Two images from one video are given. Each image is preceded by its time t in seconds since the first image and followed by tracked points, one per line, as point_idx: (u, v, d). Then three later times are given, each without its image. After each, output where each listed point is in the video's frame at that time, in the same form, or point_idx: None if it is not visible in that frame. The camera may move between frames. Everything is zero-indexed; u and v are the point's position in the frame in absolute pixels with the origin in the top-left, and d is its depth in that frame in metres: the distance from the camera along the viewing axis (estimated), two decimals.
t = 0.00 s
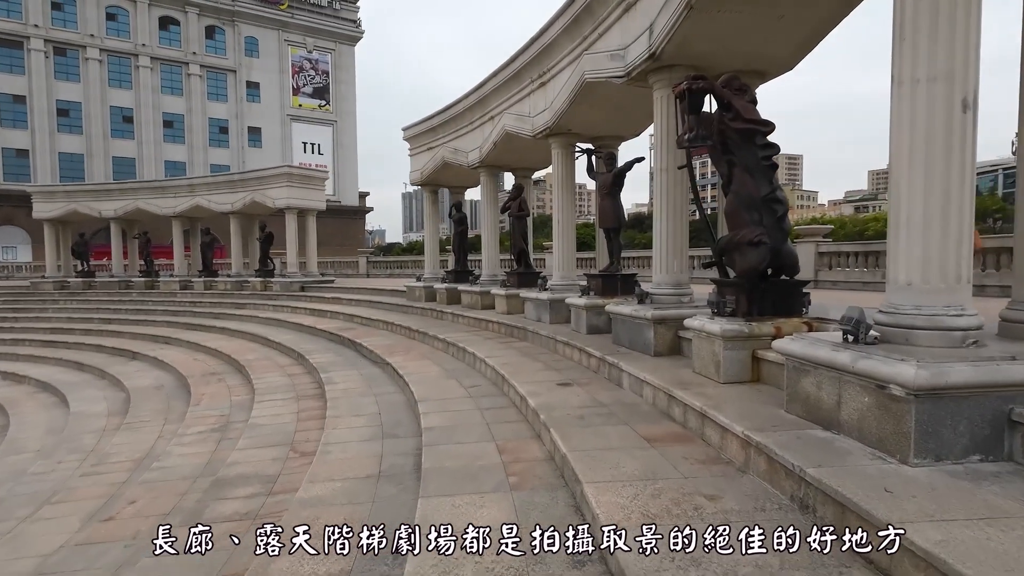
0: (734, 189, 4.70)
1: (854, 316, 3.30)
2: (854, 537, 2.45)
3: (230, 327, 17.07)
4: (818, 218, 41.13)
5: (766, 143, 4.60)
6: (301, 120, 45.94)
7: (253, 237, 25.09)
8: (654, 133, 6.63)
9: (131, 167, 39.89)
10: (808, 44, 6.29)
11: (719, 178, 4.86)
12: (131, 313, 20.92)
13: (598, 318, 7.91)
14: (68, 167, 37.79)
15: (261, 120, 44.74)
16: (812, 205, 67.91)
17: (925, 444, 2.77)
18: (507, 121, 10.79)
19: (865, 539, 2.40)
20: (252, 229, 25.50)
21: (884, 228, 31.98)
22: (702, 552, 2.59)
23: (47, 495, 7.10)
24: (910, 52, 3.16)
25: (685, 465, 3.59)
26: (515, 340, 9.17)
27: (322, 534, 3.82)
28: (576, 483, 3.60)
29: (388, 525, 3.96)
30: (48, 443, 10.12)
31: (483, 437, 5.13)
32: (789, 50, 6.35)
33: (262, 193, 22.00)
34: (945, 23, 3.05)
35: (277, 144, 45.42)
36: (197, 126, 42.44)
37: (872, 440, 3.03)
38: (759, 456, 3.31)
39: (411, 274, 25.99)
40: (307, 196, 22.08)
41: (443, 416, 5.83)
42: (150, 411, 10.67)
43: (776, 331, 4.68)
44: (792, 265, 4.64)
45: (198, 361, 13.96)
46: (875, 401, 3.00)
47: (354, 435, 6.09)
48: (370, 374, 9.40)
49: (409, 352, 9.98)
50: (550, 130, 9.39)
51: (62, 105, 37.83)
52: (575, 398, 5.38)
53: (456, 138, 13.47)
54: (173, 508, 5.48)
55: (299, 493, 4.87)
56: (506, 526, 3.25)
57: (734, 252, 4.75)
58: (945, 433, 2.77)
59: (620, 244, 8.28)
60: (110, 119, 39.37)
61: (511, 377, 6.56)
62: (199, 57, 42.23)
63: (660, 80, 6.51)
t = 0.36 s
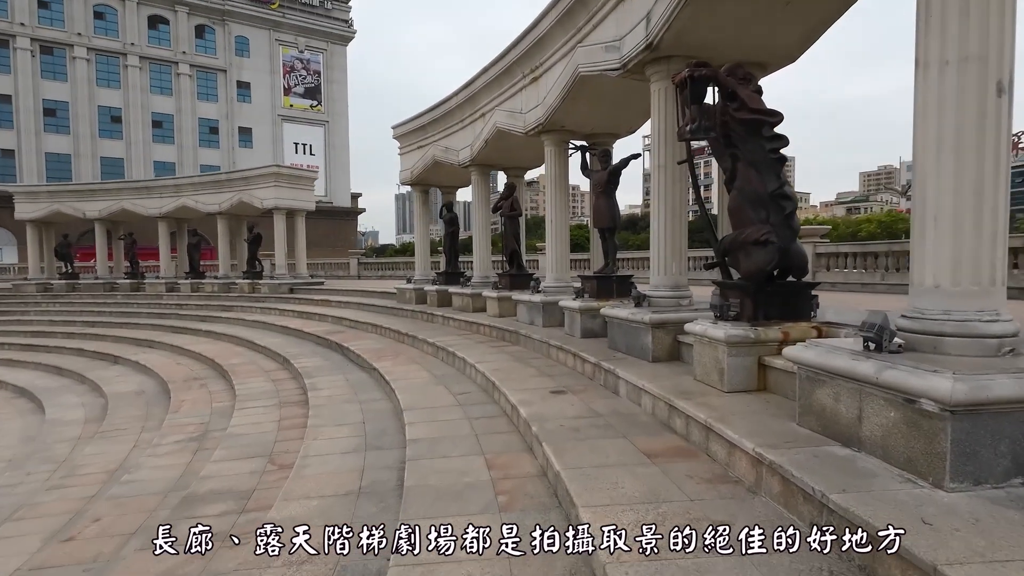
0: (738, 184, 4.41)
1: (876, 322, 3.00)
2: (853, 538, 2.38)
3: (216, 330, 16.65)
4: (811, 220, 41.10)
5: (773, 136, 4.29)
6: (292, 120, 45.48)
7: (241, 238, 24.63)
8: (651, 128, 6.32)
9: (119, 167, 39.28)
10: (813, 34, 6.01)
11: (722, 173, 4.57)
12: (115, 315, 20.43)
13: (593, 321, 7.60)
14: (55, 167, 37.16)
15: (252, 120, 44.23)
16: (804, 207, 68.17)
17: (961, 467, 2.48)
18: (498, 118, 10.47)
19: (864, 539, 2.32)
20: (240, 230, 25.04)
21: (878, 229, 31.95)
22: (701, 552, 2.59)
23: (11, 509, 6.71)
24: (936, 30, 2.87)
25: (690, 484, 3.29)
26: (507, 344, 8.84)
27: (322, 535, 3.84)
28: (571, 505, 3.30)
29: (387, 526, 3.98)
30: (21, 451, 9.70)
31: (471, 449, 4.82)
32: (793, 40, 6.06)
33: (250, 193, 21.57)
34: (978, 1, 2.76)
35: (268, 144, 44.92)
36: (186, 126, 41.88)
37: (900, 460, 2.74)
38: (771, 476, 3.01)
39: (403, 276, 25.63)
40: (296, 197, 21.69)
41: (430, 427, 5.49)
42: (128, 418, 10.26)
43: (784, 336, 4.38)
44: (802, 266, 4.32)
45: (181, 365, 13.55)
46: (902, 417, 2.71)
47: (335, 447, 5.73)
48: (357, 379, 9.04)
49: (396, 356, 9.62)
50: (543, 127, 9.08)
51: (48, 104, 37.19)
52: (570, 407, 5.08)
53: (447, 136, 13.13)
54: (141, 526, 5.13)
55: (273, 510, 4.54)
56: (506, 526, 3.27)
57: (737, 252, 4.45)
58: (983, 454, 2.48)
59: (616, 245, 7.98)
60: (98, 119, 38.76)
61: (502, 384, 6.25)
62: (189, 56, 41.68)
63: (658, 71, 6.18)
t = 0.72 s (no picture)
0: (739, 180, 4.13)
1: (898, 329, 2.72)
2: None
3: (201, 331, 16.24)
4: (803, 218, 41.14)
5: (778, 126, 4.02)
6: (282, 117, 44.93)
7: (228, 237, 24.18)
8: (646, 121, 6.03)
9: (105, 165, 38.59)
10: (817, 23, 5.74)
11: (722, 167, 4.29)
12: (97, 316, 19.95)
13: (585, 323, 7.31)
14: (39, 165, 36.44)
15: (241, 118, 43.63)
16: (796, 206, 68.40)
17: (999, 494, 2.21)
18: (488, 113, 10.15)
19: None
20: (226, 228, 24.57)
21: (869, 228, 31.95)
22: None
23: None
24: (966, 6, 2.59)
25: (692, 506, 3.00)
26: (497, 347, 8.53)
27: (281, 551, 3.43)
28: (561, 531, 2.99)
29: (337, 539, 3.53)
30: None
31: (456, 461, 4.52)
32: (796, 30, 5.79)
33: (236, 191, 21.14)
34: None
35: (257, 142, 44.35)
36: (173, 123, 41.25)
37: (926, 484, 2.47)
38: (782, 499, 2.72)
39: (393, 275, 25.26)
40: (283, 195, 21.27)
41: (412, 436, 5.17)
42: (104, 423, 9.88)
43: (789, 341, 4.11)
44: (809, 267, 4.04)
45: (162, 367, 13.15)
46: (929, 436, 2.43)
47: (312, 457, 5.40)
48: (340, 383, 8.70)
49: (382, 359, 9.29)
50: (534, 121, 8.78)
51: (32, 100, 36.47)
52: (561, 416, 4.79)
53: (435, 131, 12.80)
54: (102, 545, 4.78)
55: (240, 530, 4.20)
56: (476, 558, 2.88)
57: (739, 251, 4.16)
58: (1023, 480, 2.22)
59: (609, 244, 7.69)
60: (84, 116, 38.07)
61: (490, 390, 5.95)
62: (176, 52, 41.03)
63: (653, 61, 5.90)
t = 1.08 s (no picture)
0: (743, 173, 3.90)
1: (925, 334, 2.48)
2: None
3: (182, 330, 15.82)
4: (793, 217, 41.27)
5: (785, 116, 3.78)
6: (268, 113, 44.29)
7: (211, 234, 23.68)
8: (642, 113, 5.79)
9: (86, 160, 37.79)
10: (819, 13, 5.54)
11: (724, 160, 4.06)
12: (76, 314, 19.43)
13: (578, 323, 7.06)
14: (18, 160, 35.60)
15: (227, 113, 42.92)
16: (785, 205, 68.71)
17: None
18: (477, 107, 9.87)
19: None
20: (210, 225, 24.07)
21: (858, 227, 32.08)
22: None
23: None
24: None
25: (699, 527, 2.76)
26: (486, 347, 8.25)
27: None
28: (555, 554, 2.74)
29: None
30: None
31: (442, 471, 4.25)
32: (798, 20, 5.58)
33: (219, 187, 20.67)
34: None
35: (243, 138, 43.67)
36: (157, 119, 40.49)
37: (959, 505, 2.24)
38: (798, 521, 2.48)
39: (381, 273, 24.88)
40: (268, 191, 20.83)
41: (397, 445, 4.88)
42: (78, 427, 9.50)
43: (796, 343, 3.87)
44: (818, 265, 3.80)
45: (141, 369, 12.75)
46: (963, 453, 2.20)
47: (290, 467, 5.10)
48: (324, 386, 8.38)
49: (367, 360, 8.97)
50: (524, 115, 8.51)
51: (11, 94, 35.61)
52: (553, 422, 4.54)
53: (423, 126, 12.49)
54: (63, 563, 4.46)
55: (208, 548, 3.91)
56: None
57: (743, 249, 3.92)
58: None
59: (603, 241, 7.45)
60: (65, 110, 37.25)
61: (479, 394, 5.68)
62: (160, 47, 40.28)
63: (650, 50, 5.66)
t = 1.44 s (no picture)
0: (746, 172, 3.65)
1: (960, 351, 2.25)
2: None
3: (157, 334, 15.28)
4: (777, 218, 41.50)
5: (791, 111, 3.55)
6: (250, 111, 43.52)
7: (189, 234, 23.05)
8: (635, 109, 5.54)
9: (61, 158, 36.74)
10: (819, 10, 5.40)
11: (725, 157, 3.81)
12: (46, 317, 18.74)
13: (568, 328, 6.80)
14: None
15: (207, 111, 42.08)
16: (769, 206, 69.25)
17: None
18: (463, 104, 9.56)
19: None
20: (188, 225, 23.44)
21: (842, 228, 32.30)
22: None
23: None
24: None
25: (707, 561, 2.50)
26: (472, 353, 7.95)
27: None
28: None
29: None
30: None
31: (424, 491, 3.95)
32: (798, 17, 5.41)
33: (197, 186, 20.11)
34: None
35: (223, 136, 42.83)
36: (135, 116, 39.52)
37: (1002, 544, 2.00)
38: (819, 559, 2.23)
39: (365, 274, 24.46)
40: (248, 191, 20.31)
41: (376, 461, 4.56)
42: (42, 437, 9.01)
43: (802, 353, 3.63)
44: (826, 271, 3.55)
45: (112, 374, 12.22)
46: (1008, 485, 1.96)
47: (262, 485, 4.75)
48: (302, 394, 8.02)
49: (349, 366, 8.62)
50: (510, 112, 8.23)
51: None
52: (544, 437, 4.27)
53: (407, 123, 12.15)
54: None
55: None
56: None
57: (747, 252, 3.66)
58: None
59: (592, 243, 7.19)
60: (39, 107, 36.19)
61: (465, 404, 5.39)
62: (139, 42, 39.35)
63: (643, 43, 5.40)
